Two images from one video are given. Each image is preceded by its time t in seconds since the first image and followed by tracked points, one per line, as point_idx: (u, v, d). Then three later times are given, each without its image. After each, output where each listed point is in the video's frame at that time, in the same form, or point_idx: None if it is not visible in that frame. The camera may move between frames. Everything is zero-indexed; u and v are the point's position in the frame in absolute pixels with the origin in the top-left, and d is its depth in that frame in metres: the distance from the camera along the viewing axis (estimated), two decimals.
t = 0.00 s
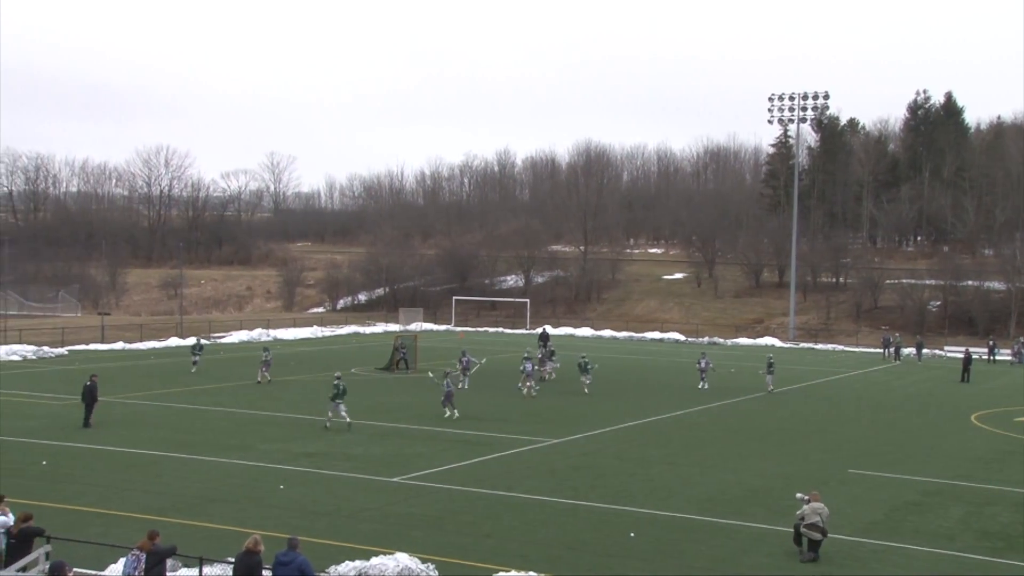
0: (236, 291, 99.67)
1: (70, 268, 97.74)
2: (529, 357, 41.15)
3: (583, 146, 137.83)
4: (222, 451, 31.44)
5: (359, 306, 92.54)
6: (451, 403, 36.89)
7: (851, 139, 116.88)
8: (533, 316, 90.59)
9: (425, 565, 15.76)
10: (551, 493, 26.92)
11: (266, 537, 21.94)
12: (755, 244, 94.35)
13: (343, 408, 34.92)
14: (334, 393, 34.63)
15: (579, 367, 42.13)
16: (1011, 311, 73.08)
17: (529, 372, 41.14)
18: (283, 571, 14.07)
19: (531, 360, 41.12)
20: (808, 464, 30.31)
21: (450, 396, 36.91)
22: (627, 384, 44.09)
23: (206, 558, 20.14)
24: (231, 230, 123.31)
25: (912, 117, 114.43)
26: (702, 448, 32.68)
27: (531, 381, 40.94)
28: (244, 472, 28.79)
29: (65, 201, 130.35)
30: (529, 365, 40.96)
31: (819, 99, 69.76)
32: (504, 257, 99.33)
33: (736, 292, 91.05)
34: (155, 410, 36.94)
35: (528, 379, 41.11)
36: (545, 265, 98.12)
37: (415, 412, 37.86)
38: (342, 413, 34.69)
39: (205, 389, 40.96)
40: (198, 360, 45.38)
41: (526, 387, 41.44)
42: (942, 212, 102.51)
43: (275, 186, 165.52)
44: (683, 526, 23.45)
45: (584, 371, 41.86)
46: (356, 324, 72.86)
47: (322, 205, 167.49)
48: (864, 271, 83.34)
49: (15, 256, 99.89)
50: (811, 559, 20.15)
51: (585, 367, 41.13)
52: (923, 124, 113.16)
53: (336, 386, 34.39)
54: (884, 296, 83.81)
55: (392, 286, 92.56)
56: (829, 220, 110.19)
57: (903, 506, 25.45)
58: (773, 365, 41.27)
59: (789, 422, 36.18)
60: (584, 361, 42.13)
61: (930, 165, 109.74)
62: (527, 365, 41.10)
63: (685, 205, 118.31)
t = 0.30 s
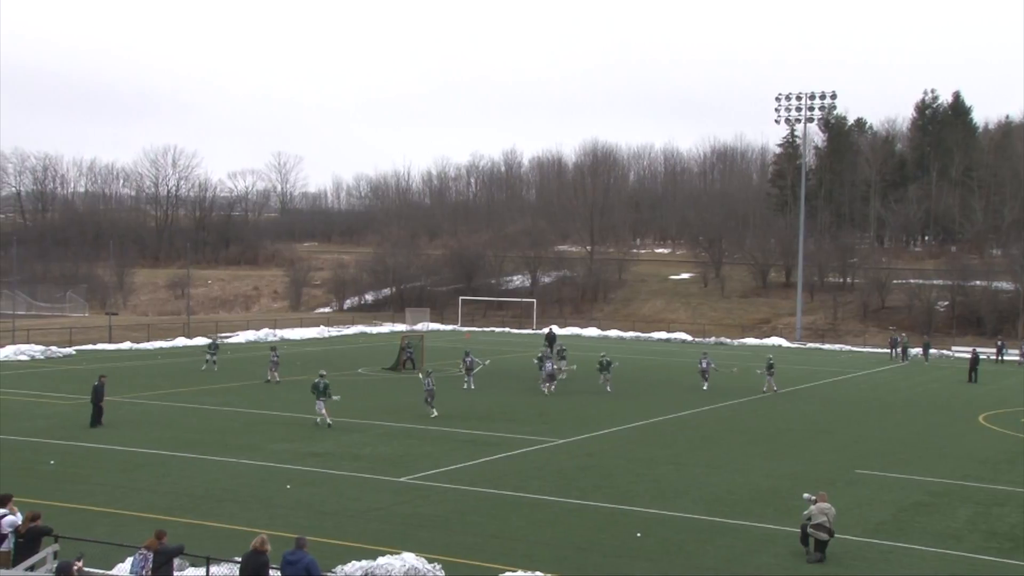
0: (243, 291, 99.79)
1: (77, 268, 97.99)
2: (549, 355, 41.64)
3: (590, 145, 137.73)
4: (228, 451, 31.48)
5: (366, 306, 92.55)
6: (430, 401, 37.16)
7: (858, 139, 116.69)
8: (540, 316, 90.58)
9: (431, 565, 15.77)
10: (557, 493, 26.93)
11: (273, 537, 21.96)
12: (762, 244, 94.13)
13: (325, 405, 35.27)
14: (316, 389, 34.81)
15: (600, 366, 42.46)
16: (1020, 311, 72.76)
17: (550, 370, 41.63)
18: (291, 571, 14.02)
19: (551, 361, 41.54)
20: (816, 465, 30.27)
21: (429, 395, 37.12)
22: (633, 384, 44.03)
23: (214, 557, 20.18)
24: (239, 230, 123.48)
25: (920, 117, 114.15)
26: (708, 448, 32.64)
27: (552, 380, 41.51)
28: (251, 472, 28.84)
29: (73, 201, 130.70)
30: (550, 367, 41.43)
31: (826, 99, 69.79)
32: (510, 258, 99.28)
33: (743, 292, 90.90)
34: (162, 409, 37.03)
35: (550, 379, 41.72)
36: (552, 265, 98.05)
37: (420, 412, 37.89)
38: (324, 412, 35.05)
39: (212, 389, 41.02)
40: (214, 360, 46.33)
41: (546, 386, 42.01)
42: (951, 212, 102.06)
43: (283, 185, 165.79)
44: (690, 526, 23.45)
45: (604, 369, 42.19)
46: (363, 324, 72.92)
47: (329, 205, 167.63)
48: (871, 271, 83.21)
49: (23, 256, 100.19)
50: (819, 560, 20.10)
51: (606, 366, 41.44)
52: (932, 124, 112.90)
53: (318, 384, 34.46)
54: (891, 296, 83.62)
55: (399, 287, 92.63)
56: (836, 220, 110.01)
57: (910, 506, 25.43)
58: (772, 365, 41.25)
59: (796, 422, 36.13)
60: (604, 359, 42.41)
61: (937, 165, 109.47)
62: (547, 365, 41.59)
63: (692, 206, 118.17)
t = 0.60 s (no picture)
0: (245, 291, 99.85)
1: (80, 268, 98.07)
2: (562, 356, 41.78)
3: (592, 145, 137.64)
4: (230, 450, 31.48)
5: (368, 306, 92.55)
6: (411, 401, 37.61)
7: (860, 139, 116.60)
8: (542, 316, 90.62)
9: (433, 565, 15.78)
10: (559, 493, 26.91)
11: (276, 537, 21.98)
12: (764, 244, 94.06)
13: (306, 405, 35.49)
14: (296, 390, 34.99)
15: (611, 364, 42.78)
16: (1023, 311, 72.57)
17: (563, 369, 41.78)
18: (293, 571, 14.02)
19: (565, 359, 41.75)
20: (819, 465, 30.23)
21: (410, 394, 37.55)
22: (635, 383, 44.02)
23: (217, 557, 20.18)
24: (241, 231, 123.55)
25: (922, 116, 114.02)
26: (710, 448, 32.63)
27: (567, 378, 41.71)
28: (253, 472, 28.85)
29: (76, 201, 130.87)
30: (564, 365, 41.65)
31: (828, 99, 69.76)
32: (512, 258, 99.27)
33: (745, 292, 90.80)
34: (165, 409, 37.05)
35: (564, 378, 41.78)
36: (554, 265, 98.03)
37: (422, 412, 37.88)
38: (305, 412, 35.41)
39: (214, 390, 41.02)
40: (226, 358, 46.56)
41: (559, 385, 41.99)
42: (953, 211, 101.90)
43: (285, 185, 165.82)
44: (692, 526, 23.42)
45: (615, 366, 42.82)
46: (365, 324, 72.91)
47: (331, 205, 167.66)
48: (873, 271, 83.14)
49: (26, 256, 100.34)
50: (821, 561, 20.08)
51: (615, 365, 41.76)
52: (934, 123, 112.80)
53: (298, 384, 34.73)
54: (894, 296, 83.54)
55: (401, 287, 92.66)
56: (839, 220, 109.94)
57: (913, 507, 25.40)
58: (768, 365, 41.21)
59: (798, 422, 36.11)
60: (614, 358, 42.85)
61: (940, 164, 109.34)
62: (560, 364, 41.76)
63: (694, 206, 118.09)
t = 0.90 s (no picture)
0: (256, 291, 100.11)
1: (92, 268, 98.43)
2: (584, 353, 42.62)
3: (602, 145, 137.44)
4: (241, 450, 31.55)
5: (379, 306, 92.64)
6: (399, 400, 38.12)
7: (872, 138, 116.14)
8: (552, 316, 90.63)
9: (444, 564, 15.77)
10: (570, 493, 26.90)
11: (288, 536, 22.03)
12: (775, 244, 93.80)
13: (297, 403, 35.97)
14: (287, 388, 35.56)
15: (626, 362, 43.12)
16: None
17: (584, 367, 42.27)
18: (304, 570, 14.03)
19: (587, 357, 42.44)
20: (831, 465, 30.12)
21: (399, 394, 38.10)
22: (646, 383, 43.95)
23: (228, 556, 20.21)
24: (252, 231, 123.87)
25: (935, 115, 113.44)
26: (722, 448, 32.55)
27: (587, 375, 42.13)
28: (264, 471, 28.92)
29: (88, 201, 131.40)
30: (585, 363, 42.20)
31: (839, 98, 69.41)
32: (523, 257, 99.27)
33: (756, 292, 90.50)
34: (177, 409, 37.14)
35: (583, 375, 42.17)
36: (564, 265, 98.03)
37: (433, 412, 37.91)
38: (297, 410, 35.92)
39: (226, 389, 41.12)
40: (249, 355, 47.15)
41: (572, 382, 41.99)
42: (966, 211, 101.34)
43: (296, 185, 166.19)
44: (704, 526, 23.37)
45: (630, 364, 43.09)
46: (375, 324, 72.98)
47: (341, 205, 167.96)
48: (885, 271, 82.79)
49: (40, 256, 100.89)
50: (832, 561, 20.00)
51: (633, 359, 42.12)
52: (947, 122, 112.22)
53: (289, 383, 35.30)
54: (906, 296, 83.14)
55: (412, 286, 92.74)
56: (850, 220, 109.55)
57: (925, 507, 25.29)
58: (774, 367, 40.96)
59: (810, 422, 35.99)
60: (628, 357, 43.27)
61: (953, 164, 108.75)
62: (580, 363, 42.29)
63: (705, 205, 117.80)
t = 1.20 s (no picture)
0: (262, 290, 100.27)
1: (98, 268, 98.64)
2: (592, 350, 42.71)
3: (607, 145, 137.44)
4: (248, 450, 31.58)
5: (384, 306, 92.72)
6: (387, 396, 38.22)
7: (878, 137, 116.00)
8: (557, 316, 90.70)
9: (449, 563, 15.76)
10: (575, 493, 26.89)
11: (294, 535, 22.07)
12: (781, 244, 93.70)
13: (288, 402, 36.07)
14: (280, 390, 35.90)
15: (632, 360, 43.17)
16: None
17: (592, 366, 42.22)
18: (310, 569, 14.02)
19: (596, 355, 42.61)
20: (837, 465, 30.07)
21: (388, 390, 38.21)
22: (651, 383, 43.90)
23: (234, 556, 20.22)
24: (258, 230, 124.04)
25: (941, 114, 113.31)
26: (727, 448, 32.52)
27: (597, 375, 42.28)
28: (270, 471, 28.93)
29: (94, 201, 131.70)
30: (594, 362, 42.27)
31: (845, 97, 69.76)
32: (528, 257, 99.28)
33: (762, 292, 90.39)
34: (183, 408, 37.18)
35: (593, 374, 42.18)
36: (569, 264, 98.05)
37: (438, 412, 37.90)
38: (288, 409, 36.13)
39: (232, 389, 41.15)
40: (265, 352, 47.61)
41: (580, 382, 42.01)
42: (972, 210, 101.11)
43: (301, 185, 166.46)
44: (710, 526, 23.33)
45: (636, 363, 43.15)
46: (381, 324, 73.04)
47: (347, 205, 168.12)
48: (891, 271, 82.67)
49: (46, 256, 101.15)
50: (838, 561, 19.96)
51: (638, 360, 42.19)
52: (954, 121, 112.06)
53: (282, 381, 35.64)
54: (912, 296, 82.97)
55: (417, 286, 92.83)
56: (856, 220, 109.41)
57: (931, 507, 25.25)
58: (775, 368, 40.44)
59: (816, 422, 35.94)
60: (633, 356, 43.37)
61: (959, 163, 108.52)
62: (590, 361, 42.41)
63: (710, 205, 117.71)
